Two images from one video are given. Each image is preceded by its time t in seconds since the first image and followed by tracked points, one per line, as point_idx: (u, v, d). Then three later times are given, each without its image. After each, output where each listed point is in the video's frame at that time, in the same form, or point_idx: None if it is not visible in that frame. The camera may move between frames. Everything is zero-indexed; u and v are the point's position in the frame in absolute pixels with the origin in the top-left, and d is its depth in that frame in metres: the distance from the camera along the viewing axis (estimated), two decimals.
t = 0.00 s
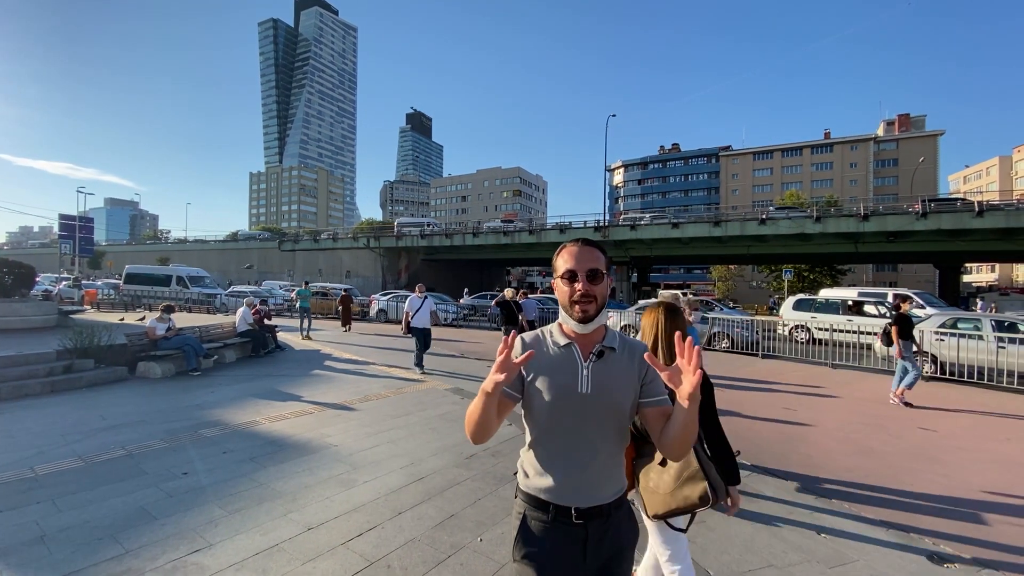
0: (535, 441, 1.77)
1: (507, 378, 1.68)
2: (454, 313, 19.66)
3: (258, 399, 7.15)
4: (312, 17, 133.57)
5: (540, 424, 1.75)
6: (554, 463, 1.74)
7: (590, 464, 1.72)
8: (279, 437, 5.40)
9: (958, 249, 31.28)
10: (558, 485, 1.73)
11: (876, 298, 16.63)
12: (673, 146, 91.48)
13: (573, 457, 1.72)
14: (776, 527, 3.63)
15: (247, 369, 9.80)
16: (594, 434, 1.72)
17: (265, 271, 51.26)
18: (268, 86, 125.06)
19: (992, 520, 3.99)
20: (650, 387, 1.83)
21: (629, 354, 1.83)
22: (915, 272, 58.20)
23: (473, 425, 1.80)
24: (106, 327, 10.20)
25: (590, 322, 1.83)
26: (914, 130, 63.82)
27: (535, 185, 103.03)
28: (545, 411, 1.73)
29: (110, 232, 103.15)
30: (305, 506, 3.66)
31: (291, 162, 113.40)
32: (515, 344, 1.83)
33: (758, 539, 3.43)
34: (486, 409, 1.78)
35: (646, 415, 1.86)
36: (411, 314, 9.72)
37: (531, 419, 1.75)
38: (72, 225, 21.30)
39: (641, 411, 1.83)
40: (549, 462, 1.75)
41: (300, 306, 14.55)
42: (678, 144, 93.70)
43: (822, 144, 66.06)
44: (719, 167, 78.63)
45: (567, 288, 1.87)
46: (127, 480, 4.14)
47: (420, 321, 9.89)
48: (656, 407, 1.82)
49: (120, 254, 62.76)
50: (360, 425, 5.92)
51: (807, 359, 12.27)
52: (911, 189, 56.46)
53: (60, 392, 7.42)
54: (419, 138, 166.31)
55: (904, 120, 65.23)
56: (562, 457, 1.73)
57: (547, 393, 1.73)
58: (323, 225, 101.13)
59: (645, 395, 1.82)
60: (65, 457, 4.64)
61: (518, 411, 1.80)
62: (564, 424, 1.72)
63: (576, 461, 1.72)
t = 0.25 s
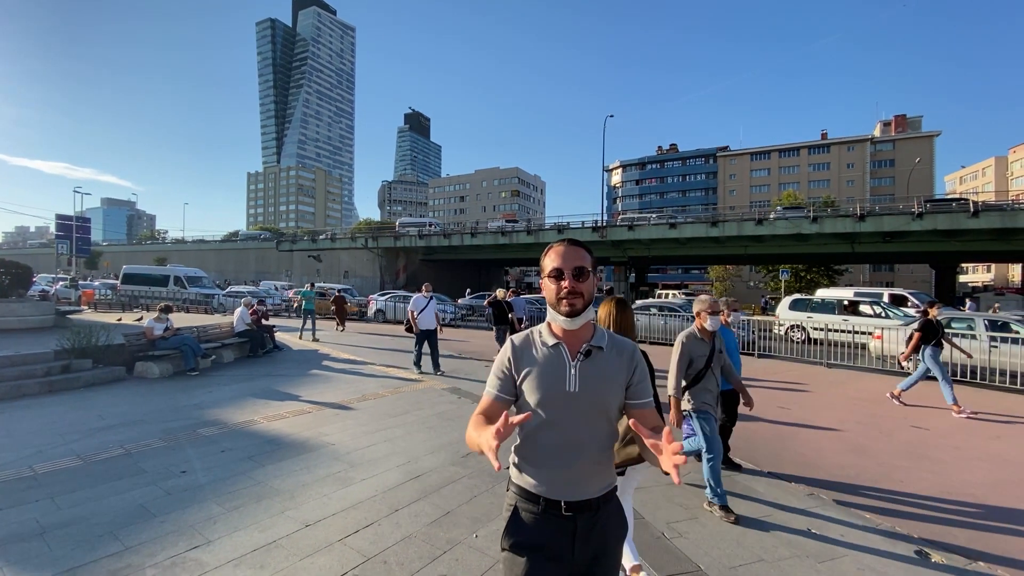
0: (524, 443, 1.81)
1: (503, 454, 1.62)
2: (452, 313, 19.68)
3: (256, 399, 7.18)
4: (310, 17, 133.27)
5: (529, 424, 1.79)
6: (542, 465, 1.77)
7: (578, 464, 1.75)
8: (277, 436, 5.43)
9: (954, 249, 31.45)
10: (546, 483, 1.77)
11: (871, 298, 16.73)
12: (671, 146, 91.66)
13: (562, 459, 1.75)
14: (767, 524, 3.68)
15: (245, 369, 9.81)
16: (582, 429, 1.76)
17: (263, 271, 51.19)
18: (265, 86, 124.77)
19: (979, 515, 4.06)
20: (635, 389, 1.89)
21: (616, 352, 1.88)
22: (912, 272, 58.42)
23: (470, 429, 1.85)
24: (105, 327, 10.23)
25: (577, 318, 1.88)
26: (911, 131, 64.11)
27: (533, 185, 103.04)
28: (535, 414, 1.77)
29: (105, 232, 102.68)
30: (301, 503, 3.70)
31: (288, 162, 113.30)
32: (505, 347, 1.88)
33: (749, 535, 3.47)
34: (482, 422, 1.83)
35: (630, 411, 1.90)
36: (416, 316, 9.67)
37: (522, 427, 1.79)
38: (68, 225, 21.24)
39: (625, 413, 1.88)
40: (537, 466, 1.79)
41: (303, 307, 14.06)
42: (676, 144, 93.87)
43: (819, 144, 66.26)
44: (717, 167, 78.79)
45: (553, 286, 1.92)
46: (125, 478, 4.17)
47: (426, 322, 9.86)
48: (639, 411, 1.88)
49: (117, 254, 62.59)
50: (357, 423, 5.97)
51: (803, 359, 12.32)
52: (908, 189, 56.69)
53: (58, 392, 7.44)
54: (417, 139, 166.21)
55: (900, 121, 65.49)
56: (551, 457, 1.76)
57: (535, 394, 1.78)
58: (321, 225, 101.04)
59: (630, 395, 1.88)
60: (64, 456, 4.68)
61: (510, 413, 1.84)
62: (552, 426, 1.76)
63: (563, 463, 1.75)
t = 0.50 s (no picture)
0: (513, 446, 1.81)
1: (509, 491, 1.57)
2: (451, 313, 19.73)
3: (255, 398, 7.21)
4: (308, 17, 133.12)
5: (517, 427, 1.80)
6: (531, 468, 1.77)
7: (567, 466, 1.76)
8: (276, 435, 5.46)
9: (950, 250, 31.60)
10: (535, 486, 1.77)
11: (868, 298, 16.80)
12: (670, 147, 91.84)
13: (551, 463, 1.75)
14: (760, 521, 3.73)
15: (243, 368, 9.84)
16: (570, 429, 1.78)
17: (262, 271, 51.19)
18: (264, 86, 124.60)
19: (970, 512, 4.12)
20: (622, 390, 1.92)
21: (602, 353, 1.91)
22: (909, 272, 58.63)
23: (462, 435, 1.87)
24: (104, 327, 10.25)
25: (563, 320, 1.88)
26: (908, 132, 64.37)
27: (531, 185, 103.09)
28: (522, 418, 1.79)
29: (104, 232, 102.58)
30: (301, 501, 3.74)
31: (287, 162, 113.19)
32: (492, 349, 1.89)
33: (743, 532, 3.52)
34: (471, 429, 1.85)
35: (615, 412, 1.92)
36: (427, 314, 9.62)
37: (511, 433, 1.79)
38: (66, 225, 21.23)
39: (610, 414, 1.91)
40: (526, 472, 1.78)
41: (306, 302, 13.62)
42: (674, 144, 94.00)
43: (817, 145, 66.44)
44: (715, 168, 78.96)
45: (540, 287, 1.92)
46: (124, 477, 4.20)
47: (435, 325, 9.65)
48: (624, 411, 1.91)
49: (115, 254, 62.47)
50: (356, 422, 6.01)
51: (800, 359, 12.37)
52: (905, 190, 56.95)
53: (57, 392, 7.47)
54: (415, 139, 166.26)
55: (897, 122, 65.72)
56: (540, 458, 1.77)
57: (522, 397, 1.79)
58: (320, 225, 100.96)
59: (615, 395, 1.90)
60: (64, 454, 4.71)
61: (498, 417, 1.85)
62: (540, 428, 1.77)
63: (549, 467, 1.75)
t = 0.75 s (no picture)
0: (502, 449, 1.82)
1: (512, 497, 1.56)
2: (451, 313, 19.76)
3: (255, 398, 7.25)
4: (308, 17, 133.08)
5: (506, 428, 1.81)
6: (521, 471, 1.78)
7: (555, 467, 1.78)
8: (276, 434, 5.50)
9: (950, 250, 31.63)
10: (521, 490, 1.77)
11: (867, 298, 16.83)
12: (670, 147, 91.87)
13: (538, 463, 1.76)
14: (756, 519, 3.76)
15: (244, 368, 9.87)
16: (555, 428, 1.79)
17: (261, 271, 51.22)
18: (264, 86, 124.58)
19: (963, 510, 4.17)
20: (606, 390, 1.96)
21: (585, 352, 1.95)
22: (909, 272, 58.66)
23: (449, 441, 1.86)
24: (104, 326, 10.27)
25: (548, 321, 1.90)
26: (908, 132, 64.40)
27: (531, 185, 103.12)
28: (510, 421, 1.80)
29: (104, 232, 102.61)
30: (300, 500, 3.77)
31: (287, 161, 113.23)
32: (477, 353, 1.90)
33: (739, 531, 3.55)
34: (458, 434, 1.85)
35: (599, 412, 1.95)
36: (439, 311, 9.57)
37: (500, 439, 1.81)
38: (66, 225, 21.26)
39: (594, 415, 1.94)
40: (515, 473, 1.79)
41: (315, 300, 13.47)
42: (674, 144, 94.11)
43: (818, 145, 66.42)
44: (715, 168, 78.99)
45: (525, 289, 1.94)
46: (125, 476, 4.22)
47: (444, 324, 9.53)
48: (608, 411, 1.94)
49: (115, 254, 62.52)
50: (355, 422, 6.04)
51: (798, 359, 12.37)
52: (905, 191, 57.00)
53: (58, 392, 7.49)
54: (416, 139, 166.32)
55: (897, 122, 65.76)
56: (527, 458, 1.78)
57: (509, 397, 1.80)
58: (320, 225, 101.18)
59: (600, 395, 1.93)
60: (66, 453, 4.74)
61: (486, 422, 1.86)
62: (528, 430, 1.79)
63: (537, 471, 1.76)
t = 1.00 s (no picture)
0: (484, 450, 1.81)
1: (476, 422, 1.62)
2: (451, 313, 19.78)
3: (255, 397, 7.26)
4: (308, 17, 133.07)
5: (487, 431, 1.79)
6: (504, 471, 1.78)
7: (537, 469, 1.77)
8: (276, 434, 5.52)
9: (950, 250, 31.66)
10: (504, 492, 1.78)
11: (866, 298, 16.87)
12: (670, 147, 91.90)
13: (520, 462, 1.76)
14: (753, 517, 3.79)
15: (244, 368, 9.89)
16: (536, 429, 1.76)
17: (262, 272, 51.25)
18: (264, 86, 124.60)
19: (959, 508, 4.20)
20: (591, 384, 1.92)
21: (567, 352, 1.92)
22: (909, 272, 58.69)
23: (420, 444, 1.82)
24: (104, 326, 10.29)
25: (528, 318, 1.90)
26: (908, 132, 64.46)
27: (531, 185, 103.12)
28: (491, 421, 1.77)
29: (104, 232, 102.62)
30: (301, 499, 3.79)
31: (287, 161, 113.21)
32: (456, 356, 1.88)
33: (736, 529, 3.57)
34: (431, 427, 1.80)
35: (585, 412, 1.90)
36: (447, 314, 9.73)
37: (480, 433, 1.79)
38: (66, 225, 21.28)
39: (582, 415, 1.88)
40: (499, 474, 1.79)
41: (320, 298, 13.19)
42: (674, 144, 94.15)
43: (818, 145, 66.45)
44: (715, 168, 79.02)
45: (506, 285, 1.93)
46: (127, 475, 4.25)
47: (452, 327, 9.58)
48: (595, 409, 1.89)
49: (115, 255, 62.50)
50: (355, 421, 6.07)
51: (797, 358, 12.40)
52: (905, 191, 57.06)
53: (58, 392, 7.51)
54: (416, 138, 166.39)
55: (897, 122, 65.81)
56: (509, 461, 1.78)
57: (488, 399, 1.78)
58: (320, 225, 101.19)
59: (584, 392, 1.90)
60: (67, 452, 4.77)
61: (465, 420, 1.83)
62: (508, 430, 1.77)
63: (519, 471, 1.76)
